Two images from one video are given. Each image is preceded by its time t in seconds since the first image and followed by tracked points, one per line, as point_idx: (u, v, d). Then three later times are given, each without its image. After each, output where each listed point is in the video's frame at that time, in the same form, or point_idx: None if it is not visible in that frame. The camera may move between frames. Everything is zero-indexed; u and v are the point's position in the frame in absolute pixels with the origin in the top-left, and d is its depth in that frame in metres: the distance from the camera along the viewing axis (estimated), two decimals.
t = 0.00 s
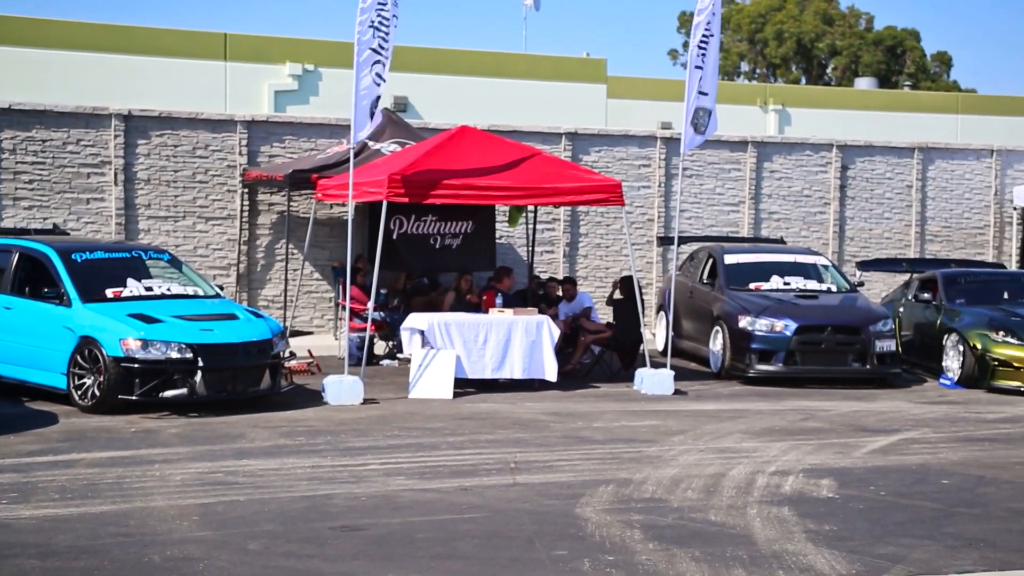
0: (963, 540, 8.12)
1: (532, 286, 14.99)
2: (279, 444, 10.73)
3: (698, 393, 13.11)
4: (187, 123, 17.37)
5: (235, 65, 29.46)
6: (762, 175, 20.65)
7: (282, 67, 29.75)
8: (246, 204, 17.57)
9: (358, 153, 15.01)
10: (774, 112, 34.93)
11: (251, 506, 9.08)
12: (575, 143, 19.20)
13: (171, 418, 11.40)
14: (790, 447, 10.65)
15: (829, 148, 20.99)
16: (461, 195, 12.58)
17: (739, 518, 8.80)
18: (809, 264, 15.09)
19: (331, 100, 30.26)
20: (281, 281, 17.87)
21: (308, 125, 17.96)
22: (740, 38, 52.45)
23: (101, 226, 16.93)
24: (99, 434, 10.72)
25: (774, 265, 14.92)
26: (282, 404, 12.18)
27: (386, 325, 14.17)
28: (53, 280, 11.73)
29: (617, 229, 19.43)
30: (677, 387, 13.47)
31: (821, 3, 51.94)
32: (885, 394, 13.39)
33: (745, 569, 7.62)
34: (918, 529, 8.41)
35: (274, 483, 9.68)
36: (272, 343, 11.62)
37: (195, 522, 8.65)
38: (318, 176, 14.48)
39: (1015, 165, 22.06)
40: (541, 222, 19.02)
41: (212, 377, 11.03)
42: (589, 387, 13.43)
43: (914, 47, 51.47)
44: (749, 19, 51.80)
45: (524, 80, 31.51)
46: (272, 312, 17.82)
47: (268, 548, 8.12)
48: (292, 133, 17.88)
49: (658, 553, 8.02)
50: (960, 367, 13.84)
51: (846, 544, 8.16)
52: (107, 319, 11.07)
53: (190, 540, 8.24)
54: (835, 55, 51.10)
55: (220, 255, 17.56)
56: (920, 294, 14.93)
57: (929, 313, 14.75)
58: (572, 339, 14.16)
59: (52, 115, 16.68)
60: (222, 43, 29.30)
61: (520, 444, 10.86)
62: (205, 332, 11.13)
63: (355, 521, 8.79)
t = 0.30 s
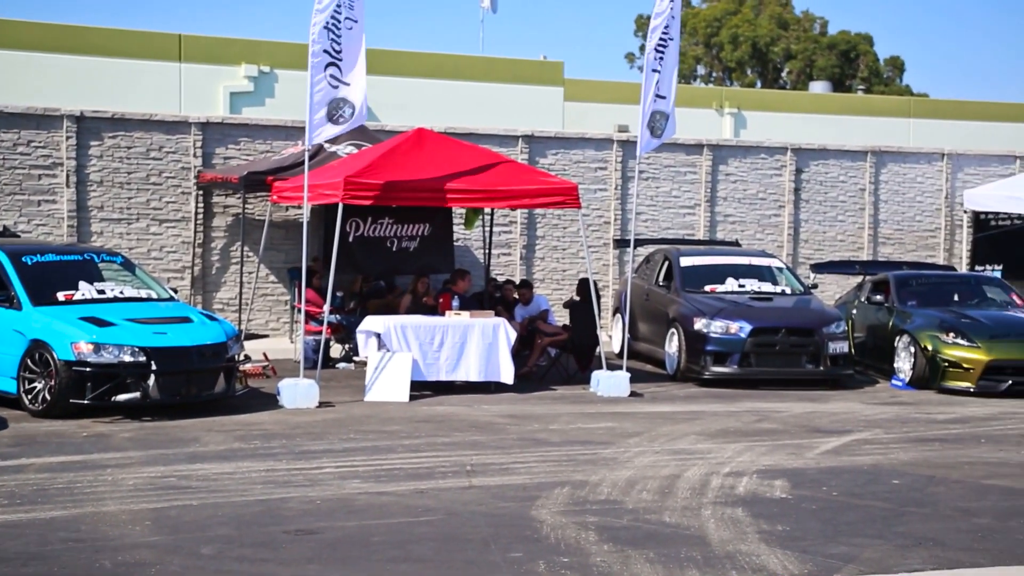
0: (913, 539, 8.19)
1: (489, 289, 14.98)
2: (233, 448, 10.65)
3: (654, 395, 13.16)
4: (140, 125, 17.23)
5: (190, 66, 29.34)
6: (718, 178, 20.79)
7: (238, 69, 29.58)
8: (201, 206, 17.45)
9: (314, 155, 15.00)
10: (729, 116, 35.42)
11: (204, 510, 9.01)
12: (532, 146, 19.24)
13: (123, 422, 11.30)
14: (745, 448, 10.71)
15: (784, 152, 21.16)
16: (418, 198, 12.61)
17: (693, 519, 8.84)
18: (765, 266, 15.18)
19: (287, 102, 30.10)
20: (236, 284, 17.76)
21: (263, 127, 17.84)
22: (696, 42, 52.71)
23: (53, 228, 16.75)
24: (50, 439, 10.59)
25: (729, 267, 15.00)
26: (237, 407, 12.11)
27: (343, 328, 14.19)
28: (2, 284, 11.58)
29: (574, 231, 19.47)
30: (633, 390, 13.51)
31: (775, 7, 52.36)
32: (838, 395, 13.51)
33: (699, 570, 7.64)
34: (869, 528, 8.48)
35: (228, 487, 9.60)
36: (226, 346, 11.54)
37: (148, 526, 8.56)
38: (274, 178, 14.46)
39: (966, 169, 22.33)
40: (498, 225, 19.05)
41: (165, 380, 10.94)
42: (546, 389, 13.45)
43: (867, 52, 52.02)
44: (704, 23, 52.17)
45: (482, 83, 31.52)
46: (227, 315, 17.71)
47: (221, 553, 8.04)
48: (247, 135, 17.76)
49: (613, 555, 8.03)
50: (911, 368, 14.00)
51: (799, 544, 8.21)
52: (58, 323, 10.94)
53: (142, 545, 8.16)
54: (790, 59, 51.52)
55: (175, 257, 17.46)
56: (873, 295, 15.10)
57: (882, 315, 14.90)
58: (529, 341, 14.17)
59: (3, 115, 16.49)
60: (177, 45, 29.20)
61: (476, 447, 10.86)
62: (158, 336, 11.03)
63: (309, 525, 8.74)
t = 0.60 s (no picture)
0: (863, 539, 8.26)
1: (443, 292, 14.97)
2: (184, 452, 10.56)
3: (608, 398, 13.21)
4: (90, 126, 17.04)
5: (141, 66, 29.06)
6: (671, 181, 20.90)
7: (190, 70, 29.36)
8: (152, 208, 17.30)
9: (267, 158, 14.96)
10: (683, 119, 35.60)
11: (154, 516, 8.91)
12: (486, 149, 19.25)
13: (72, 427, 11.16)
14: (697, 450, 10.77)
15: (736, 155, 21.31)
16: (371, 202, 12.57)
17: (646, 521, 8.86)
18: (717, 269, 15.28)
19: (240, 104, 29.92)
20: (188, 287, 17.64)
21: (215, 129, 17.72)
22: (649, 44, 53.09)
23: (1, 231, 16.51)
24: None
25: (682, 270, 15.09)
26: (188, 411, 12.01)
27: (296, 331, 14.07)
28: None
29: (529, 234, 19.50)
30: (587, 392, 13.55)
31: (728, 10, 52.80)
32: (790, 397, 13.62)
33: (652, 571, 7.66)
34: (819, 529, 8.55)
35: (179, 492, 9.51)
36: (178, 350, 11.43)
37: (96, 532, 8.46)
38: (227, 182, 14.45)
39: (915, 172, 22.60)
40: (452, 228, 19.04)
41: (116, 385, 10.82)
42: (500, 392, 13.44)
43: (819, 56, 52.52)
44: (658, 26, 52.51)
45: (437, 85, 31.53)
46: (179, 318, 17.57)
47: (171, 558, 7.96)
48: (199, 137, 17.63)
49: (566, 557, 8.03)
50: (861, 370, 14.14)
51: (750, 545, 8.26)
52: (6, 327, 10.78)
53: (91, 551, 8.05)
54: (742, 62, 51.92)
55: (126, 260, 17.28)
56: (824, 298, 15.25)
57: (833, 317, 15.05)
58: (483, 344, 14.17)
59: None
60: (128, 45, 28.92)
61: (429, 450, 10.83)
62: (108, 339, 10.91)
63: (261, 530, 8.67)
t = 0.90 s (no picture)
0: (807, 539, 8.33)
1: (392, 295, 14.93)
2: (129, 457, 10.44)
3: (557, 400, 13.24)
4: (34, 127, 16.84)
5: (85, 66, 28.74)
6: (620, 184, 21.00)
7: (136, 70, 29.10)
8: (97, 210, 17.10)
9: (215, 159, 14.87)
10: (632, 122, 35.71)
11: (98, 521, 8.80)
12: (436, 151, 19.24)
13: (15, 432, 11.01)
14: (645, 452, 10.81)
15: (685, 158, 21.45)
16: (320, 206, 12.52)
17: (594, 523, 8.88)
18: (666, 272, 15.36)
19: (187, 105, 29.70)
20: (134, 290, 17.46)
21: (161, 130, 17.57)
22: (599, 48, 53.52)
23: None
24: None
25: (631, 273, 15.15)
26: (133, 415, 11.89)
27: (243, 334, 13.98)
28: None
29: (479, 237, 19.50)
30: (537, 395, 13.57)
31: (678, 15, 53.19)
32: (738, 398, 13.72)
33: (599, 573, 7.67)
34: (765, 530, 8.61)
35: (123, 496, 9.40)
36: (123, 353, 11.29)
37: (38, 538, 8.33)
38: (174, 182, 14.34)
39: (860, 176, 22.87)
40: (403, 230, 19.00)
41: (59, 389, 10.68)
42: (449, 395, 13.42)
43: (767, 60, 52.95)
44: (608, 30, 52.85)
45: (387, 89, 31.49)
46: (124, 321, 17.39)
47: (114, 564, 7.85)
48: (146, 138, 17.47)
49: (513, 559, 8.01)
50: (807, 371, 14.27)
51: (697, 546, 8.30)
52: None
53: (31, 557, 7.93)
54: (692, 66, 52.27)
55: (70, 263, 17.05)
56: (771, 301, 15.40)
57: (779, 320, 15.19)
58: (432, 347, 14.15)
59: None
60: (72, 45, 28.59)
61: (378, 453, 10.78)
62: (51, 343, 10.77)
63: (207, 534, 8.58)
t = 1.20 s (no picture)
0: (747, 540, 8.39)
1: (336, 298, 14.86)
2: (66, 463, 10.29)
3: (501, 403, 13.24)
4: None
5: (21, 66, 28.21)
6: (564, 187, 21.06)
7: (75, 71, 28.72)
8: (34, 212, 16.85)
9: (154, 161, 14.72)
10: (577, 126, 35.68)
11: (33, 528, 8.65)
12: (380, 154, 19.18)
13: None
14: (588, 454, 10.84)
15: (628, 162, 21.55)
16: (264, 210, 12.45)
17: (537, 526, 8.88)
18: (609, 275, 15.43)
19: (126, 106, 29.42)
20: (72, 293, 17.23)
21: (100, 132, 17.35)
22: (544, 52, 53.54)
23: None
24: None
25: (575, 276, 15.20)
26: (71, 421, 11.72)
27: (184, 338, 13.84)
28: None
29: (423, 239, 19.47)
30: (481, 398, 13.56)
31: (622, 19, 53.51)
32: (681, 401, 13.80)
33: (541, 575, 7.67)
34: (706, 531, 8.66)
35: (60, 503, 9.26)
36: (61, 357, 11.12)
37: None
38: (112, 184, 14.18)
39: (801, 180, 23.13)
40: (346, 233, 18.92)
41: None
42: (394, 398, 13.38)
43: (710, 65, 53.35)
44: (552, 34, 53.05)
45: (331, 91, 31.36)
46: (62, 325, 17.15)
47: (49, 571, 7.72)
48: (84, 140, 17.24)
49: (456, 563, 7.98)
50: (749, 373, 14.39)
51: (639, 548, 8.32)
52: None
53: None
54: (636, 71, 52.56)
55: (6, 266, 16.78)
56: (713, 303, 15.52)
57: (722, 322, 15.32)
58: (376, 350, 14.10)
59: None
60: (9, 45, 28.01)
61: (320, 457, 10.71)
62: None
63: (145, 540, 8.47)
